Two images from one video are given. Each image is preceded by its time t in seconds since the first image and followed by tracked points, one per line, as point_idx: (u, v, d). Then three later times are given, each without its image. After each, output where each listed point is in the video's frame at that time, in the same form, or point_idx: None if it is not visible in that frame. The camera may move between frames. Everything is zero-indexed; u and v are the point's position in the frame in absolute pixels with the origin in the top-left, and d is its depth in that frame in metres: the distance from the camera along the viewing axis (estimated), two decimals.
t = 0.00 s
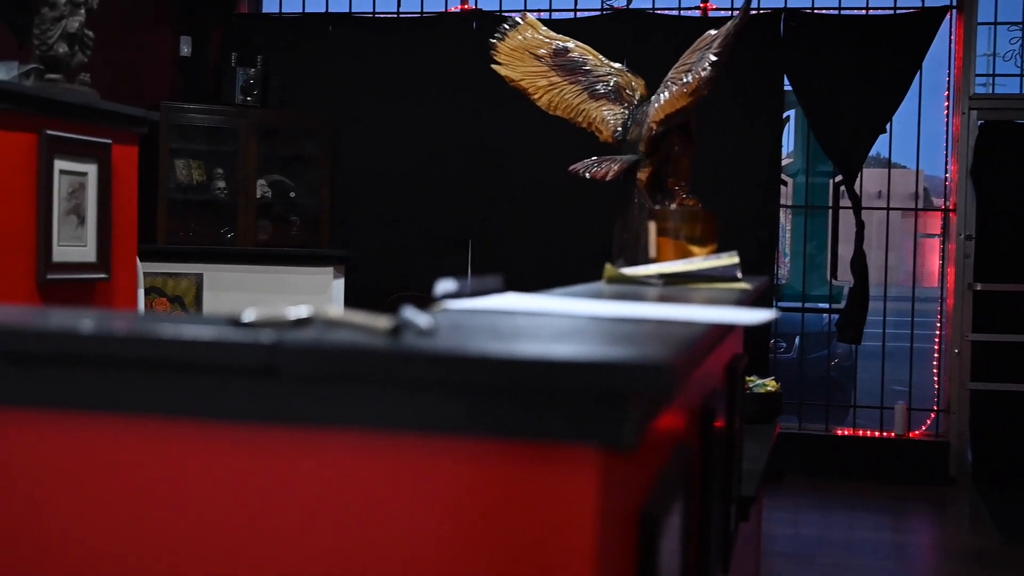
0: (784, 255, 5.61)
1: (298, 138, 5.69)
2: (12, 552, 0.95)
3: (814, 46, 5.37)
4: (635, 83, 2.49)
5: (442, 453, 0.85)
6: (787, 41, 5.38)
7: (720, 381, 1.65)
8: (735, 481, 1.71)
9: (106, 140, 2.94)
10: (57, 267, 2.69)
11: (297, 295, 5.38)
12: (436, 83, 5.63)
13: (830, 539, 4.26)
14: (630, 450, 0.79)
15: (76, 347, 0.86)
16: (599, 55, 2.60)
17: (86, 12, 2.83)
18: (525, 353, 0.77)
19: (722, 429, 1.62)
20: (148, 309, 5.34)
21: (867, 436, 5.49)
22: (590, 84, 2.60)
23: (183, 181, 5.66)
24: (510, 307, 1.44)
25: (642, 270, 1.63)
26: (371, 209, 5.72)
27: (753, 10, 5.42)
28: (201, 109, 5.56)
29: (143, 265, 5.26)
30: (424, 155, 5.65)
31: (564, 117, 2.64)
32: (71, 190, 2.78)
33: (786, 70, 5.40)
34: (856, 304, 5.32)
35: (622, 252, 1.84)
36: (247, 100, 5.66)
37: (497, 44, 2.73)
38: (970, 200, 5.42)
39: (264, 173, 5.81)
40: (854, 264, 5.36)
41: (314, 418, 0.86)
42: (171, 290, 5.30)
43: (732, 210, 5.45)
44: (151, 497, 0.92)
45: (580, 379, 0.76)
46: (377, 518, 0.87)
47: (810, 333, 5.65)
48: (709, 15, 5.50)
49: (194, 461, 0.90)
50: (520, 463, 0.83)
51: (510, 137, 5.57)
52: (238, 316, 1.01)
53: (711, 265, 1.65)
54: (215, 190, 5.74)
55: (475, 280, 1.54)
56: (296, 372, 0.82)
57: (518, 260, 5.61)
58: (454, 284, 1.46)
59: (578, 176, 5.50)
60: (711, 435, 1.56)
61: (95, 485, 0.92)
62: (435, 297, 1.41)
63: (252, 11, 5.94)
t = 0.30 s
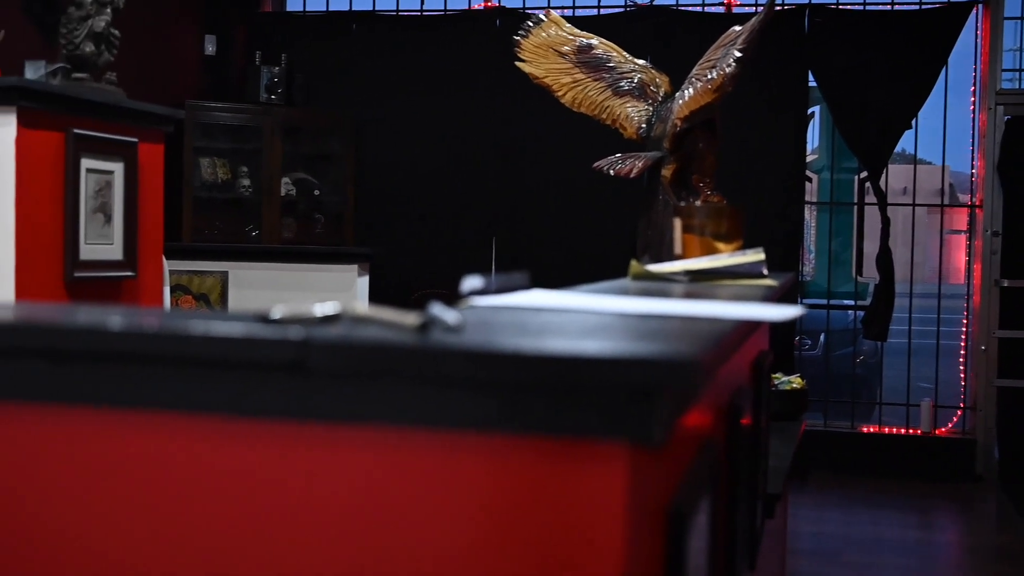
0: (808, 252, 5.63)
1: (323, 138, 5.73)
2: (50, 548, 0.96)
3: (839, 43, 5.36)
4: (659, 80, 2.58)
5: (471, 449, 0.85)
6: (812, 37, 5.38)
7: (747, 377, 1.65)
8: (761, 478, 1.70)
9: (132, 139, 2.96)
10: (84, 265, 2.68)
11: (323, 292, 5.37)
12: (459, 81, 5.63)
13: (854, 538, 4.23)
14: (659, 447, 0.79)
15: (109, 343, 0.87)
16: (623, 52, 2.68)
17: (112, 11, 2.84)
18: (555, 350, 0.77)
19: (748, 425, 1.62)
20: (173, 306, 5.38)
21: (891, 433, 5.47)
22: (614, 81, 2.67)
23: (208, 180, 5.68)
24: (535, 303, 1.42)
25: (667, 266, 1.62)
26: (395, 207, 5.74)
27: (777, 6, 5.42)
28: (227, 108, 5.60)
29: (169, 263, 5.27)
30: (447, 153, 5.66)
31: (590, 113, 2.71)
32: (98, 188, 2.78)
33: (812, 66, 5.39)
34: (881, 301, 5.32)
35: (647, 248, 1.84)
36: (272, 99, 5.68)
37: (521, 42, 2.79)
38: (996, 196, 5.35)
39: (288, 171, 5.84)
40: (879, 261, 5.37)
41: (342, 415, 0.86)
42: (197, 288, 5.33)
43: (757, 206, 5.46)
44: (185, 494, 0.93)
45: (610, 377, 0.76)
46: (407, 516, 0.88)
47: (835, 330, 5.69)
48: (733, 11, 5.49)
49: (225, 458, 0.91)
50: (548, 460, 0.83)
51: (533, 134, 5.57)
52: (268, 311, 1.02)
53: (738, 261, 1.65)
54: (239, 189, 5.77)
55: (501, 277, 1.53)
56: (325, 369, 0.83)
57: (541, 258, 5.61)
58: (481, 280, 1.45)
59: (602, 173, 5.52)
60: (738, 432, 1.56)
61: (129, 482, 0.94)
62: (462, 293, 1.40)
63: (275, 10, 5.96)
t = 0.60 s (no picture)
0: (825, 252, 5.64)
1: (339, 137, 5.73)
2: (56, 549, 0.97)
3: (855, 42, 5.36)
4: (676, 79, 2.62)
5: (484, 449, 0.86)
6: (829, 36, 5.38)
7: (765, 377, 1.66)
8: (778, 477, 1.71)
9: (150, 139, 2.95)
10: (103, 265, 2.70)
11: (339, 291, 5.37)
12: (475, 82, 5.64)
13: (871, 539, 4.21)
14: (679, 446, 0.79)
15: (127, 342, 0.88)
16: (640, 52, 2.74)
17: (131, 12, 2.83)
18: (575, 350, 0.78)
19: (767, 425, 1.63)
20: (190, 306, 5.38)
21: (908, 433, 5.45)
22: (630, 81, 2.73)
23: (225, 179, 5.73)
24: (552, 303, 1.40)
25: (684, 266, 1.62)
26: (410, 208, 5.75)
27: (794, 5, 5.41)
28: (244, 108, 5.64)
29: (185, 263, 5.28)
30: (462, 153, 5.67)
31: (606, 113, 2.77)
32: (116, 188, 2.79)
33: (829, 65, 5.39)
34: (899, 302, 5.31)
35: (669, 250, 1.84)
36: (289, 99, 5.70)
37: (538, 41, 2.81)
38: (1014, 195, 5.37)
39: (305, 171, 5.88)
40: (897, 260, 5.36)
41: (356, 415, 0.87)
42: (214, 287, 5.34)
43: (774, 205, 5.46)
44: (193, 495, 0.94)
45: (630, 375, 0.76)
46: (428, 515, 0.88)
47: (852, 330, 5.66)
48: (750, 10, 5.48)
49: (234, 459, 0.92)
50: (567, 459, 0.84)
51: (548, 134, 5.57)
52: (286, 311, 1.03)
53: (757, 261, 1.65)
54: (256, 189, 5.79)
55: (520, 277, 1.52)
56: (345, 368, 0.84)
57: (557, 258, 5.61)
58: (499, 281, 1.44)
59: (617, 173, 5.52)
60: (756, 432, 1.57)
61: (137, 483, 0.95)
62: (480, 293, 1.40)
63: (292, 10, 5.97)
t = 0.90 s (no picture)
0: (837, 253, 5.62)
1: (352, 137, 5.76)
2: (66, 553, 1.00)
3: (867, 43, 5.36)
4: (688, 80, 2.65)
5: (493, 448, 0.87)
6: (840, 37, 5.38)
7: (778, 380, 1.66)
8: (791, 479, 1.71)
9: (164, 139, 2.97)
10: (115, 264, 2.71)
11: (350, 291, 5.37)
12: (486, 82, 5.65)
13: (884, 541, 4.20)
14: (693, 446, 0.79)
15: (140, 342, 0.89)
16: (652, 54, 2.75)
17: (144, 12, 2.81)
18: (589, 350, 0.78)
19: (781, 427, 1.63)
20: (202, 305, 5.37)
21: (920, 435, 5.45)
22: (643, 81, 2.75)
23: (237, 180, 5.75)
24: (567, 304, 1.38)
25: (698, 266, 1.62)
26: (421, 208, 5.77)
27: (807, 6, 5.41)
28: (256, 109, 5.64)
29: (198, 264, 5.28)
30: (474, 154, 5.68)
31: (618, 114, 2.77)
32: (130, 188, 2.80)
33: (840, 66, 5.39)
34: (913, 303, 5.31)
35: (681, 250, 1.84)
36: (301, 99, 5.71)
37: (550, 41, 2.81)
38: None
39: (318, 172, 5.91)
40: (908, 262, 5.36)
41: (367, 414, 0.88)
42: (226, 287, 5.34)
43: (785, 206, 5.47)
44: (200, 495, 0.96)
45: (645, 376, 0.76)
46: (444, 513, 0.89)
47: (864, 332, 5.63)
48: (762, 12, 5.49)
49: (238, 459, 0.94)
50: (583, 460, 0.85)
51: (559, 135, 5.59)
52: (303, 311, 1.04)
53: (769, 263, 1.65)
54: (268, 189, 5.80)
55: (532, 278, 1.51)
56: (361, 367, 0.85)
57: (568, 259, 5.62)
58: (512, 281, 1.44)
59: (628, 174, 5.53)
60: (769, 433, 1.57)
61: (161, 478, 0.96)
62: (494, 294, 1.39)
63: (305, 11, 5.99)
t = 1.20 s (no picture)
0: (847, 256, 5.63)
1: (368, 143, 5.85)
2: (94, 552, 1.04)
3: (878, 48, 5.38)
4: (701, 85, 2.63)
5: (509, 446, 0.89)
6: (851, 43, 5.41)
7: (789, 380, 1.68)
8: (801, 480, 1.73)
9: (185, 142, 3.01)
10: (136, 265, 2.75)
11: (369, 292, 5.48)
12: (498, 86, 5.67)
13: (894, 541, 4.21)
14: (707, 445, 0.82)
15: (171, 340, 0.93)
16: (664, 58, 2.74)
17: (165, 17, 2.86)
18: (605, 350, 0.80)
19: (792, 427, 1.65)
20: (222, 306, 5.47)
21: (930, 436, 5.46)
22: (656, 86, 2.75)
23: (256, 182, 5.86)
24: (581, 305, 1.40)
25: (710, 269, 1.64)
26: (432, 211, 5.82)
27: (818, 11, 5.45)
28: (274, 112, 5.74)
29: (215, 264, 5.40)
30: (485, 157, 5.70)
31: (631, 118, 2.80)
32: (150, 190, 2.84)
33: (850, 71, 5.41)
34: (920, 304, 5.32)
35: (694, 253, 1.86)
36: (318, 103, 5.83)
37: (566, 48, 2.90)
38: None
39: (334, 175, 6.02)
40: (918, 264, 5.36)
41: (387, 411, 0.91)
42: (244, 288, 5.44)
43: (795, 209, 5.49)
44: (223, 491, 0.99)
45: (659, 376, 0.79)
46: (458, 511, 0.92)
47: (874, 334, 5.67)
48: (773, 18, 5.52)
49: (258, 457, 0.98)
50: (595, 458, 0.87)
51: (571, 139, 5.62)
52: (324, 311, 1.07)
53: (780, 265, 1.66)
54: (285, 191, 5.93)
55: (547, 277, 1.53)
56: (377, 366, 0.88)
57: (577, 261, 5.64)
58: (527, 281, 1.45)
59: (638, 177, 5.55)
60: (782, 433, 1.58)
61: (189, 472, 1.00)
62: (510, 294, 1.40)
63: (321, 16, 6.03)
